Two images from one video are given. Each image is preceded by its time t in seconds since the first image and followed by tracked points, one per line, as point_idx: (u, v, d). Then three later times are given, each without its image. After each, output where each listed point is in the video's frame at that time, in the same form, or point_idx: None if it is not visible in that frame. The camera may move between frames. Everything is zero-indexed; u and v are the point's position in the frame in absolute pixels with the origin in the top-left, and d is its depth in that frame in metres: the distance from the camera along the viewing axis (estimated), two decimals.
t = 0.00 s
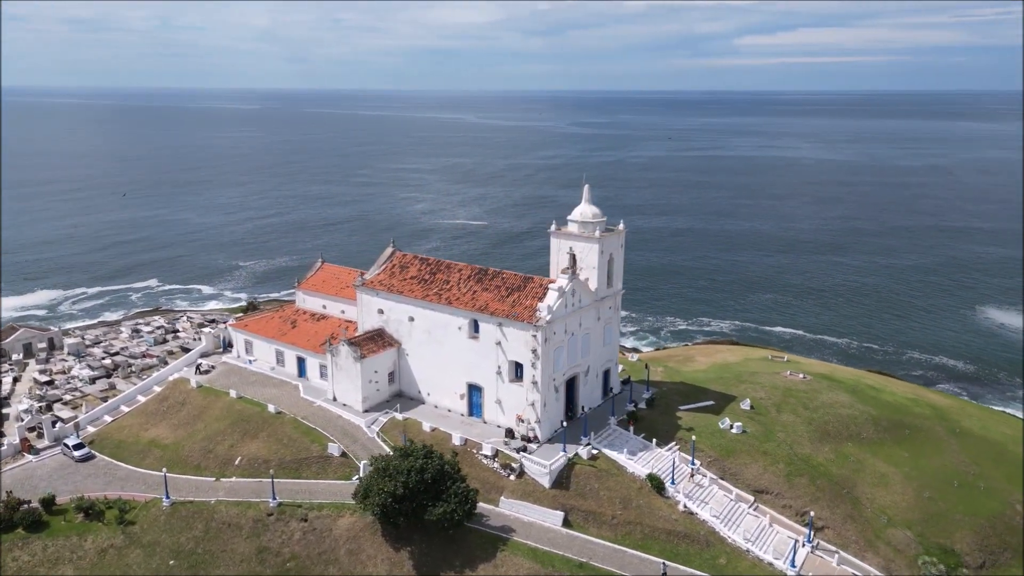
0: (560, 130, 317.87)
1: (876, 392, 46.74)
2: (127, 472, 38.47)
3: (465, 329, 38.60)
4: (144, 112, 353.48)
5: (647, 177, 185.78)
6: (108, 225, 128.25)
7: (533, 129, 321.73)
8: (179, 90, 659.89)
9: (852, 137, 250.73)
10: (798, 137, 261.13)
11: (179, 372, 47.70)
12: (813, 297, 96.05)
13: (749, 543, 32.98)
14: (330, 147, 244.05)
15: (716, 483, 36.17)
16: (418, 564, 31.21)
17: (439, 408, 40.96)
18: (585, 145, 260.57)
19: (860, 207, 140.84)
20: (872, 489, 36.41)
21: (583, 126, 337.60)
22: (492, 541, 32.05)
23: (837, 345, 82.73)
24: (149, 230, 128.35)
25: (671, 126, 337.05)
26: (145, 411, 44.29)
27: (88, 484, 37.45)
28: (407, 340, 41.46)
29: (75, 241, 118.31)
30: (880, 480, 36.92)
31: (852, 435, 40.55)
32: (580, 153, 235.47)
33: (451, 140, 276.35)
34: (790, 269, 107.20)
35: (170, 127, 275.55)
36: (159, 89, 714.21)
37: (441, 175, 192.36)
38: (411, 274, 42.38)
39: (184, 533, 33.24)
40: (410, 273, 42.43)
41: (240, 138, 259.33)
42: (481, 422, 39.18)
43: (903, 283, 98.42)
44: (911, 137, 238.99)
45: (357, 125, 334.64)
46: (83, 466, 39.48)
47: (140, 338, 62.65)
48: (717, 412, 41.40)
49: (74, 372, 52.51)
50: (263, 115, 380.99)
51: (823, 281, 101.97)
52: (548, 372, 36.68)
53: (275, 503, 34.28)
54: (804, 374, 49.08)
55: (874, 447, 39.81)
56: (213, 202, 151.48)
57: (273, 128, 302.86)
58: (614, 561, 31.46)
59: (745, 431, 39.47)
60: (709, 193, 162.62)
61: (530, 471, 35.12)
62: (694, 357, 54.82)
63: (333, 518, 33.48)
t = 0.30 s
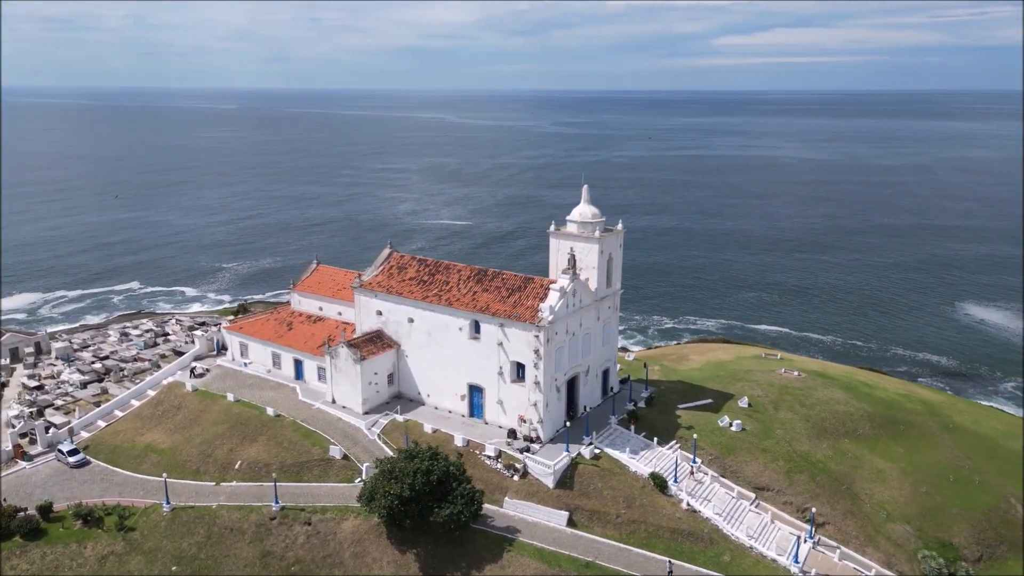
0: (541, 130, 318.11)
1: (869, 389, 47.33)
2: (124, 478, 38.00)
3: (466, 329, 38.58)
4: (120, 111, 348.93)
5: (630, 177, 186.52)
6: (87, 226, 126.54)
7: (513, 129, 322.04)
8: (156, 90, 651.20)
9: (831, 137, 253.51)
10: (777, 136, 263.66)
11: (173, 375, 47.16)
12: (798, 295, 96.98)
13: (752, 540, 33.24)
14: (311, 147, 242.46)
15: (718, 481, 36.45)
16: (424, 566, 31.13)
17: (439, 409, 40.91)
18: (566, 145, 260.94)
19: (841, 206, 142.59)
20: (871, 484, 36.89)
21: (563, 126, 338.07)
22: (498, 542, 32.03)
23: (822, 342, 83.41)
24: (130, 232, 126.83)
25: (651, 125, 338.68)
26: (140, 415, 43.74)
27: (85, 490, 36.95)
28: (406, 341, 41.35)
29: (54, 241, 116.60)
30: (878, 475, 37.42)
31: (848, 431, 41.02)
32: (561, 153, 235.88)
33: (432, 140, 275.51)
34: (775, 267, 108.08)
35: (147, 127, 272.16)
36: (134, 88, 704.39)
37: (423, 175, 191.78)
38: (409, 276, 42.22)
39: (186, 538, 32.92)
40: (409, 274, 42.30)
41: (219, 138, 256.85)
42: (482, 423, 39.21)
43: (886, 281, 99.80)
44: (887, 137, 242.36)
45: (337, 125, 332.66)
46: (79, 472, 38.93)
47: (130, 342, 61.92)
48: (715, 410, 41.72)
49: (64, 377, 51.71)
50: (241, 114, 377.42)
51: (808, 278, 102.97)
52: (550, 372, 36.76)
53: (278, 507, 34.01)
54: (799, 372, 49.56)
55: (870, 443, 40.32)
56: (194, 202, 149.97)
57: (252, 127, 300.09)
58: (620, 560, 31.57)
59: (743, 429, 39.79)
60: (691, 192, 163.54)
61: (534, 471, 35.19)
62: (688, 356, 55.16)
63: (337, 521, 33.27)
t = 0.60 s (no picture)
0: (523, 130, 318.27)
1: (863, 385, 47.98)
2: (122, 483, 37.52)
3: (467, 330, 38.53)
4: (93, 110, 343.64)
5: (612, 176, 187.26)
6: (65, 227, 124.62)
7: (493, 129, 321.79)
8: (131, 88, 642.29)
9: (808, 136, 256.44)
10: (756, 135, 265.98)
11: (167, 379, 46.64)
12: (783, 292, 97.87)
13: (755, 536, 33.56)
14: (290, 147, 240.58)
15: (720, 478, 36.73)
16: (431, 568, 31.06)
17: (440, 410, 40.85)
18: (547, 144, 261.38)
19: (821, 205, 144.23)
20: (869, 479, 37.45)
21: (544, 125, 338.45)
22: (504, 542, 32.05)
23: (807, 339, 84.13)
24: (109, 234, 125.06)
25: (630, 125, 340.26)
26: (135, 420, 43.19)
27: (82, 497, 36.46)
28: (405, 342, 41.23)
29: (32, 243, 114.69)
30: (875, 471, 38.02)
31: (844, 427, 41.54)
32: (543, 152, 236.00)
33: (413, 139, 274.58)
34: (759, 265, 109.03)
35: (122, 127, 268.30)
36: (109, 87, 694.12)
37: (404, 175, 191.11)
38: (408, 276, 42.10)
39: (189, 544, 32.59)
40: (407, 275, 42.18)
41: (197, 137, 253.89)
42: (484, 423, 39.22)
43: (868, 278, 101.07)
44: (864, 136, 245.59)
45: (317, 125, 330.31)
46: (75, 478, 38.40)
47: (119, 345, 61.14)
48: (714, 408, 42.06)
49: (54, 382, 50.94)
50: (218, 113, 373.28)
51: (792, 276, 103.98)
52: (553, 372, 36.86)
53: (281, 511, 33.77)
54: (793, 369, 50.11)
55: (867, 439, 40.89)
56: (174, 203, 148.19)
57: (229, 127, 297.16)
58: (626, 559, 31.74)
59: (743, 426, 40.15)
60: (673, 191, 164.56)
61: (538, 471, 35.27)
62: (682, 354, 55.52)
63: (342, 523, 33.08)
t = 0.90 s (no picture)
0: (504, 129, 318.09)
1: (856, 382, 48.58)
2: (120, 489, 37.04)
3: (468, 331, 38.47)
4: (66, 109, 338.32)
5: (595, 175, 187.76)
6: (42, 229, 122.66)
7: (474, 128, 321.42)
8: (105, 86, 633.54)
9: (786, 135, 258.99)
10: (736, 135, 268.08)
11: (161, 383, 46.09)
12: (768, 289, 98.66)
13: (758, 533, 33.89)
14: (269, 146, 238.56)
15: (721, 476, 37.04)
16: (438, 570, 30.99)
17: (440, 412, 40.78)
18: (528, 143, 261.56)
19: (802, 203, 145.78)
20: (867, 475, 37.97)
21: (524, 125, 338.69)
22: (510, 542, 32.06)
23: (793, 336, 84.88)
24: (88, 236, 123.25)
25: (610, 124, 341.61)
26: (130, 424, 42.64)
27: (79, 503, 35.94)
28: (405, 344, 41.11)
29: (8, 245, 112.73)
30: (872, 466, 38.55)
31: (840, 424, 42.05)
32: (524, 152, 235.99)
33: (393, 139, 273.37)
34: (743, 263, 109.85)
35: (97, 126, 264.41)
36: (83, 86, 682.71)
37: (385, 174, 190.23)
38: (407, 277, 41.96)
39: (191, 550, 32.27)
40: (406, 276, 42.04)
41: (173, 136, 250.80)
42: (485, 424, 39.22)
43: (851, 275, 102.27)
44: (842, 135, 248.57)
45: (296, 124, 327.76)
46: (71, 485, 37.84)
47: (108, 349, 60.32)
48: (712, 406, 42.40)
49: (44, 387, 50.15)
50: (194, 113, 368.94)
51: (776, 273, 104.96)
52: (555, 372, 36.93)
53: (285, 515, 33.53)
54: (788, 366, 50.66)
55: (862, 435, 41.41)
56: (152, 203, 146.37)
57: (206, 126, 293.99)
58: (631, 557, 31.91)
59: (741, 424, 40.55)
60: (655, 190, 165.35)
61: (542, 471, 35.33)
62: (677, 353, 55.89)
63: (347, 526, 32.92)
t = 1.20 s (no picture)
0: (486, 129, 317.67)
1: (850, 378, 49.17)
2: (118, 495, 36.55)
3: (469, 332, 38.42)
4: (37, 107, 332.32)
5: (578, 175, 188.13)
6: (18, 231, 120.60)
7: (454, 128, 320.62)
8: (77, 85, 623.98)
9: (765, 134, 261.27)
10: (716, 134, 269.96)
11: (155, 387, 45.52)
12: (753, 286, 99.44)
13: (760, 529, 34.22)
14: (248, 147, 236.36)
15: (722, 473, 37.38)
16: (445, 572, 30.92)
17: (440, 413, 40.71)
18: (509, 143, 261.40)
19: (783, 202, 147.25)
20: (865, 470, 38.47)
21: (503, 124, 338.47)
22: (517, 543, 32.07)
23: (778, 333, 85.64)
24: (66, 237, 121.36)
25: (590, 124, 342.49)
26: (125, 429, 42.04)
27: (77, 510, 35.43)
28: (405, 345, 41.00)
29: None
30: (870, 461, 39.08)
31: (836, 420, 42.51)
32: (505, 151, 235.98)
33: (373, 138, 271.80)
34: (728, 260, 110.64)
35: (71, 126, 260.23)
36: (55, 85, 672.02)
37: (367, 175, 189.24)
38: (405, 279, 41.83)
39: (195, 555, 31.95)
40: (405, 277, 41.88)
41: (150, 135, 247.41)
42: (487, 425, 39.22)
43: (835, 272, 103.35)
44: (819, 135, 251.51)
45: (274, 124, 324.93)
46: (67, 491, 37.26)
47: (97, 353, 59.47)
48: (711, 404, 42.78)
49: (34, 392, 49.34)
50: (170, 112, 364.17)
51: (760, 270, 105.84)
52: (557, 373, 37.00)
53: (289, 518, 33.30)
54: (782, 364, 51.21)
55: (858, 430, 41.91)
56: (131, 203, 144.39)
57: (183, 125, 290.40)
58: (637, 555, 32.06)
59: (740, 422, 40.93)
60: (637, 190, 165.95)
61: (546, 471, 35.41)
62: (671, 351, 56.28)
63: (352, 529, 32.76)
